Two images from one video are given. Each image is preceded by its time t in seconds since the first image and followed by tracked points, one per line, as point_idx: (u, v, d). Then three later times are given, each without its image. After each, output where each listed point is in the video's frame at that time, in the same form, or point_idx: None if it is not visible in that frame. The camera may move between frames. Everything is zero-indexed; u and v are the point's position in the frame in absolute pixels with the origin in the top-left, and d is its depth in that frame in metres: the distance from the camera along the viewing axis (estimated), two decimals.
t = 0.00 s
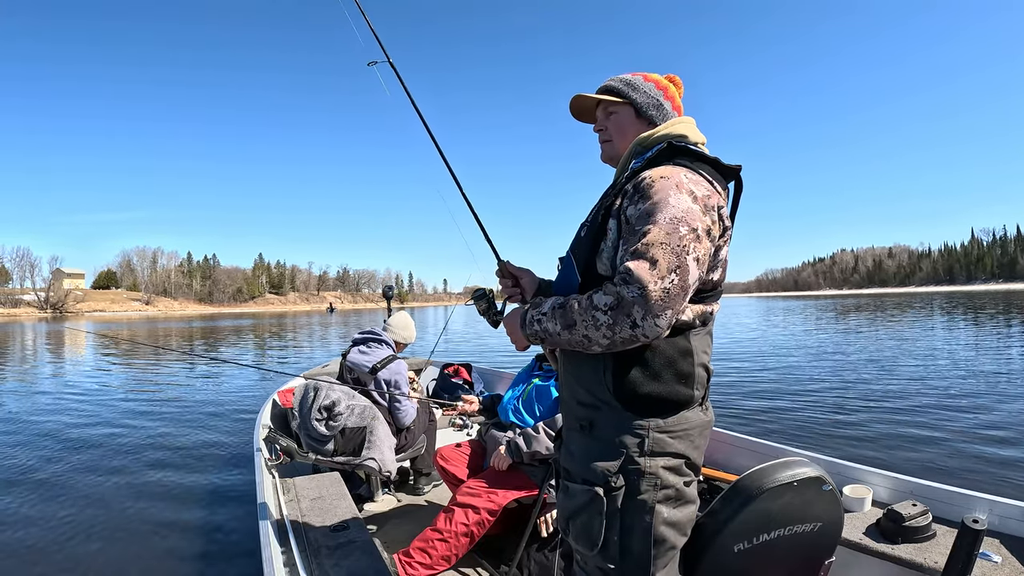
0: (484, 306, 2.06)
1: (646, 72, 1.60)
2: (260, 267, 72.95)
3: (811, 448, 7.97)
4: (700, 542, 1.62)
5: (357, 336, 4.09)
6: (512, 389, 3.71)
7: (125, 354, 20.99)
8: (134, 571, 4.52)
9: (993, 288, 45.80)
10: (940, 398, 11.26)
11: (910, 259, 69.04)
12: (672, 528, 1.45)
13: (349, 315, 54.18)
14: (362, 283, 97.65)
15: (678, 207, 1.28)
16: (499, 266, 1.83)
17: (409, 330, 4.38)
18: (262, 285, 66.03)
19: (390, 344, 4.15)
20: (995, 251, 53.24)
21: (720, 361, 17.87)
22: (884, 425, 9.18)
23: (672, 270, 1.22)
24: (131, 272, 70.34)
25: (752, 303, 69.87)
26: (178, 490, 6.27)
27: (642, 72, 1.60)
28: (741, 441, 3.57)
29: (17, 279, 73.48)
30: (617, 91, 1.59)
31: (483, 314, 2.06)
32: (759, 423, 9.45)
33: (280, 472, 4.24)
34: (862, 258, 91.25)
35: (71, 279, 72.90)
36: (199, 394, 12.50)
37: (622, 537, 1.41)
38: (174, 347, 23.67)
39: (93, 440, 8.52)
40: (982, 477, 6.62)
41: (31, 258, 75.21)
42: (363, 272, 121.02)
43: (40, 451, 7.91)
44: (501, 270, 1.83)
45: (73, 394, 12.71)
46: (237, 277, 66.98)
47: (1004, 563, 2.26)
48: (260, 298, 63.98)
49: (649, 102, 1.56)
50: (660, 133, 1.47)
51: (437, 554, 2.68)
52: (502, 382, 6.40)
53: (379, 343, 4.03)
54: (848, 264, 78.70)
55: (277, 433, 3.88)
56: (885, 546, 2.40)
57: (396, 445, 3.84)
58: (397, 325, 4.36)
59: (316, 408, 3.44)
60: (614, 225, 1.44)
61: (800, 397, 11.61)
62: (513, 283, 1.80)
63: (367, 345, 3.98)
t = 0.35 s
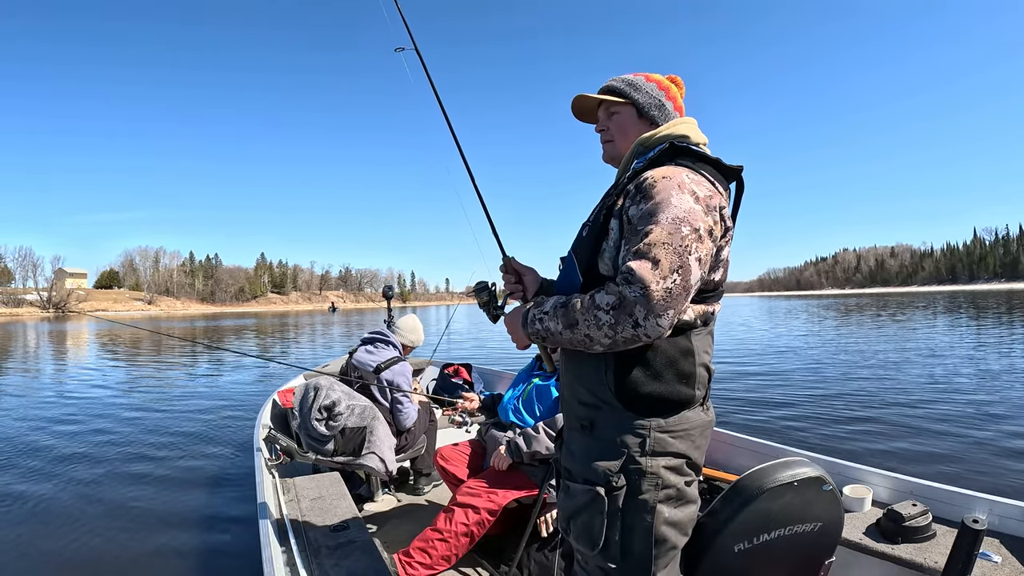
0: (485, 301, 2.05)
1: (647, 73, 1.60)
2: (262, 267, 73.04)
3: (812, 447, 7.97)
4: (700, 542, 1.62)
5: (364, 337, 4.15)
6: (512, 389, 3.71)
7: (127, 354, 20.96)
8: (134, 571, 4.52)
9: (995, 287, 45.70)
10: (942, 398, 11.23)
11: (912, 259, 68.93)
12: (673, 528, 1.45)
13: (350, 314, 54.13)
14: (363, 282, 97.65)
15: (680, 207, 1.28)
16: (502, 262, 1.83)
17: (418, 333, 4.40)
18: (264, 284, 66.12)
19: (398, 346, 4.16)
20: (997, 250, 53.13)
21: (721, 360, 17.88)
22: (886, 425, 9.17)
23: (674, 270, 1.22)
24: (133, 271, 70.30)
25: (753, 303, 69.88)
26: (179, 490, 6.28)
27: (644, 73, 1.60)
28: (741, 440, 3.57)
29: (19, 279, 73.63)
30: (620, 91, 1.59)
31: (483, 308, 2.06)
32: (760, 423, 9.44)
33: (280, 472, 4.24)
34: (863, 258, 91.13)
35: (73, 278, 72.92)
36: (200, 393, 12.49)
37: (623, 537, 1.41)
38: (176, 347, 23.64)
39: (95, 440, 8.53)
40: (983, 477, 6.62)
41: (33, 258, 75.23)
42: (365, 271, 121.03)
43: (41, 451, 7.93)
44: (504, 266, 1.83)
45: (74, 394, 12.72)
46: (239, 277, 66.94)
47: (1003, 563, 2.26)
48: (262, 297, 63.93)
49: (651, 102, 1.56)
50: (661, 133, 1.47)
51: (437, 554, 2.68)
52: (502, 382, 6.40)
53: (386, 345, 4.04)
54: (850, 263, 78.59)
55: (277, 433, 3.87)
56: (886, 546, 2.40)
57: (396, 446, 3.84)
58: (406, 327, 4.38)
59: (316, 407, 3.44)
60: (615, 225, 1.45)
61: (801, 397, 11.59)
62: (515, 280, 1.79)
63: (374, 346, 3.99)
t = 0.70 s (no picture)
0: (485, 301, 2.05)
1: (646, 74, 1.60)
2: (263, 267, 73.04)
3: (813, 446, 7.97)
4: (700, 542, 1.62)
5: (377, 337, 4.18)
6: (512, 389, 3.71)
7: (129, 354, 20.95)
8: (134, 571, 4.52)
9: (998, 286, 45.56)
10: (943, 397, 11.20)
11: (914, 258, 68.78)
12: (673, 528, 1.45)
13: (352, 314, 54.08)
14: (365, 282, 97.62)
15: (680, 207, 1.28)
16: (502, 263, 1.83)
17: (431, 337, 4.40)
18: (266, 284, 66.20)
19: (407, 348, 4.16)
20: (999, 249, 52.98)
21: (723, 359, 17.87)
22: (887, 424, 9.16)
23: (673, 270, 1.23)
24: (135, 271, 70.27)
25: (758, 302, 69.66)
26: (179, 490, 6.28)
27: (643, 74, 1.60)
28: (741, 441, 3.57)
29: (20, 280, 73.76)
30: (619, 92, 1.59)
31: (482, 307, 2.06)
32: (761, 422, 9.43)
33: (280, 472, 4.24)
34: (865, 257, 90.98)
35: (75, 278, 72.96)
36: (201, 393, 12.49)
37: (623, 537, 1.41)
38: (177, 346, 23.62)
39: (96, 440, 8.55)
40: (984, 476, 6.61)
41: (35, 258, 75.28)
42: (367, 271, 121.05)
43: (42, 451, 7.94)
44: (505, 267, 1.83)
45: (75, 394, 12.72)
46: (240, 277, 66.92)
47: (1004, 563, 2.26)
48: (263, 297, 63.91)
49: (650, 103, 1.57)
50: (661, 133, 1.47)
51: (437, 554, 2.68)
52: (502, 382, 6.39)
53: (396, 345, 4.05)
54: (852, 263, 78.45)
55: (277, 434, 3.88)
56: (885, 546, 2.40)
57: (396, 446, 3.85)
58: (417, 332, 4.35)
59: (316, 407, 3.45)
60: (614, 225, 1.45)
61: (803, 396, 11.57)
62: (515, 280, 1.79)
63: (384, 346, 4.01)
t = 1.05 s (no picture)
0: (484, 301, 2.04)
1: (620, 77, 1.59)
2: (265, 267, 73.20)
3: (814, 446, 7.96)
4: (700, 542, 1.62)
5: (383, 338, 4.23)
6: (512, 389, 3.71)
7: (131, 355, 21.02)
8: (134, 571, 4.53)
9: (1001, 284, 45.39)
10: (945, 396, 11.17)
11: (917, 257, 68.62)
12: (672, 528, 1.45)
13: (354, 314, 54.13)
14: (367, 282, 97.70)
15: (678, 207, 1.28)
16: (500, 262, 1.83)
17: (436, 339, 4.44)
18: (267, 284, 66.35)
19: (414, 352, 4.17)
20: (1002, 247, 52.80)
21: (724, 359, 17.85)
22: (888, 423, 9.15)
23: (671, 269, 1.22)
24: (137, 272, 70.44)
25: (760, 301, 69.59)
26: (181, 489, 6.30)
27: (617, 78, 1.59)
28: (742, 441, 3.56)
29: (23, 280, 74.15)
30: (598, 105, 1.60)
31: (482, 307, 2.05)
32: (762, 422, 9.43)
33: (280, 472, 4.24)
34: (867, 256, 90.87)
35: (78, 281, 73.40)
36: (204, 393, 12.53)
37: (622, 537, 1.41)
38: (180, 347, 23.70)
39: (98, 440, 8.58)
40: (987, 475, 6.59)
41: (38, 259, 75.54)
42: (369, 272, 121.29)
43: (44, 451, 7.97)
44: (502, 267, 1.83)
45: (79, 395, 12.77)
46: (242, 277, 67.04)
47: (1003, 563, 2.26)
48: (265, 297, 64.03)
49: (632, 106, 1.56)
50: (659, 133, 1.47)
51: (437, 554, 2.69)
52: (502, 382, 6.40)
53: (402, 347, 4.08)
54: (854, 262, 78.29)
55: (277, 434, 3.88)
56: (885, 546, 2.40)
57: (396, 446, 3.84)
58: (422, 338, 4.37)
59: (317, 406, 3.46)
60: (613, 225, 1.44)
61: (804, 395, 11.55)
62: (513, 281, 1.79)
63: (390, 347, 4.05)
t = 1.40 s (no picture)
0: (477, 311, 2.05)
1: (643, 72, 1.60)
2: (267, 268, 73.27)
3: (815, 445, 7.95)
4: (701, 542, 1.61)
5: (389, 338, 4.26)
6: (512, 389, 3.71)
7: (134, 355, 21.06)
8: (135, 571, 4.54)
9: (1004, 284, 45.25)
10: (947, 395, 11.15)
11: (919, 256, 68.51)
12: (674, 528, 1.45)
13: (356, 314, 54.17)
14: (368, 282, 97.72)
15: (677, 209, 1.29)
16: (490, 269, 1.82)
17: (440, 343, 4.46)
18: (269, 284, 66.49)
19: (417, 351, 4.19)
20: (1005, 246, 52.66)
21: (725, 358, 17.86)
22: (889, 422, 9.14)
23: (669, 271, 1.22)
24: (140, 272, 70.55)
25: (762, 301, 69.50)
26: (182, 490, 6.32)
27: (640, 73, 1.59)
28: (742, 441, 3.56)
29: (26, 281, 74.47)
30: (616, 91, 1.58)
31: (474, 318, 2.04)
32: (764, 421, 9.42)
33: (280, 472, 4.25)
34: (869, 255, 90.72)
35: (81, 281, 73.49)
36: (205, 394, 12.54)
37: (624, 537, 1.41)
38: (182, 347, 23.75)
39: (99, 440, 8.60)
40: (988, 474, 6.58)
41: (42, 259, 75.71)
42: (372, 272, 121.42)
43: (46, 451, 8.00)
44: (492, 274, 1.83)
45: (80, 395, 12.80)
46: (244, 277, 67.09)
47: (1003, 563, 2.25)
48: (268, 297, 64.06)
49: (651, 104, 1.57)
50: (660, 134, 1.47)
51: (437, 555, 2.69)
52: (502, 382, 6.39)
53: (405, 347, 4.11)
54: (857, 261, 78.14)
55: (277, 434, 3.89)
56: (885, 546, 2.39)
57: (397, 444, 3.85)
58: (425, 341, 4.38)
59: (318, 405, 3.44)
60: (614, 225, 1.44)
61: (806, 395, 11.53)
62: (504, 283, 1.80)
63: (393, 347, 4.08)
